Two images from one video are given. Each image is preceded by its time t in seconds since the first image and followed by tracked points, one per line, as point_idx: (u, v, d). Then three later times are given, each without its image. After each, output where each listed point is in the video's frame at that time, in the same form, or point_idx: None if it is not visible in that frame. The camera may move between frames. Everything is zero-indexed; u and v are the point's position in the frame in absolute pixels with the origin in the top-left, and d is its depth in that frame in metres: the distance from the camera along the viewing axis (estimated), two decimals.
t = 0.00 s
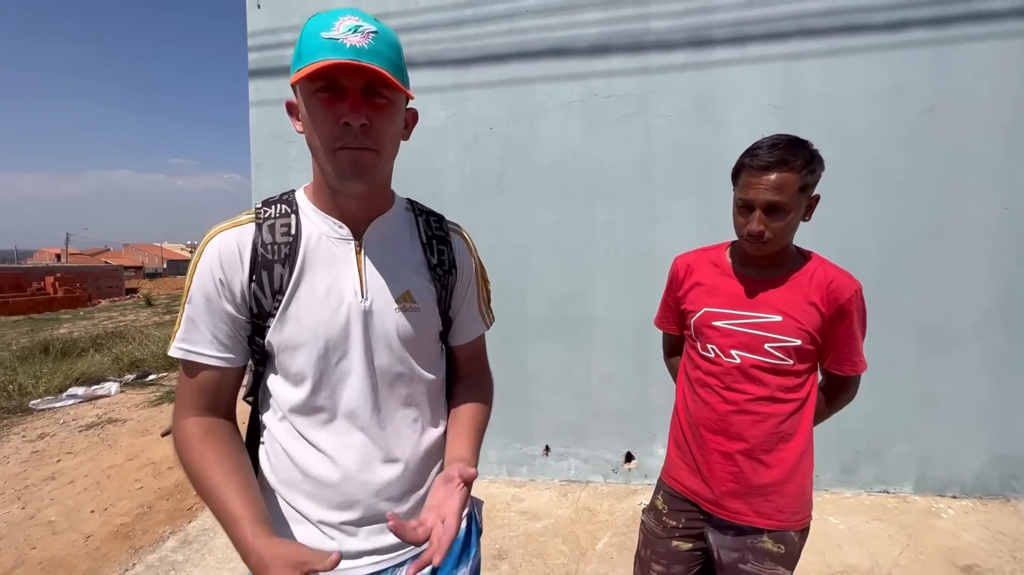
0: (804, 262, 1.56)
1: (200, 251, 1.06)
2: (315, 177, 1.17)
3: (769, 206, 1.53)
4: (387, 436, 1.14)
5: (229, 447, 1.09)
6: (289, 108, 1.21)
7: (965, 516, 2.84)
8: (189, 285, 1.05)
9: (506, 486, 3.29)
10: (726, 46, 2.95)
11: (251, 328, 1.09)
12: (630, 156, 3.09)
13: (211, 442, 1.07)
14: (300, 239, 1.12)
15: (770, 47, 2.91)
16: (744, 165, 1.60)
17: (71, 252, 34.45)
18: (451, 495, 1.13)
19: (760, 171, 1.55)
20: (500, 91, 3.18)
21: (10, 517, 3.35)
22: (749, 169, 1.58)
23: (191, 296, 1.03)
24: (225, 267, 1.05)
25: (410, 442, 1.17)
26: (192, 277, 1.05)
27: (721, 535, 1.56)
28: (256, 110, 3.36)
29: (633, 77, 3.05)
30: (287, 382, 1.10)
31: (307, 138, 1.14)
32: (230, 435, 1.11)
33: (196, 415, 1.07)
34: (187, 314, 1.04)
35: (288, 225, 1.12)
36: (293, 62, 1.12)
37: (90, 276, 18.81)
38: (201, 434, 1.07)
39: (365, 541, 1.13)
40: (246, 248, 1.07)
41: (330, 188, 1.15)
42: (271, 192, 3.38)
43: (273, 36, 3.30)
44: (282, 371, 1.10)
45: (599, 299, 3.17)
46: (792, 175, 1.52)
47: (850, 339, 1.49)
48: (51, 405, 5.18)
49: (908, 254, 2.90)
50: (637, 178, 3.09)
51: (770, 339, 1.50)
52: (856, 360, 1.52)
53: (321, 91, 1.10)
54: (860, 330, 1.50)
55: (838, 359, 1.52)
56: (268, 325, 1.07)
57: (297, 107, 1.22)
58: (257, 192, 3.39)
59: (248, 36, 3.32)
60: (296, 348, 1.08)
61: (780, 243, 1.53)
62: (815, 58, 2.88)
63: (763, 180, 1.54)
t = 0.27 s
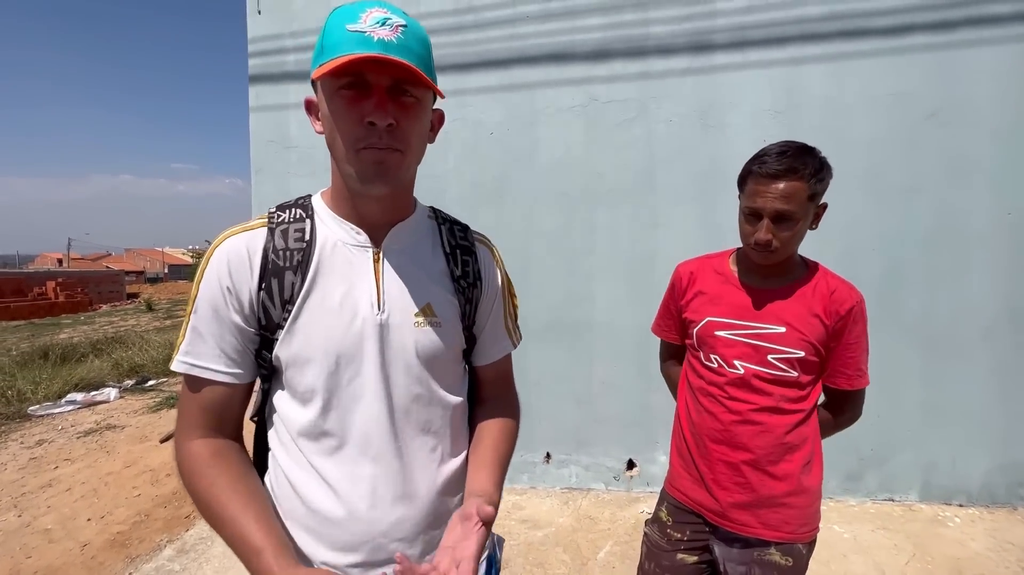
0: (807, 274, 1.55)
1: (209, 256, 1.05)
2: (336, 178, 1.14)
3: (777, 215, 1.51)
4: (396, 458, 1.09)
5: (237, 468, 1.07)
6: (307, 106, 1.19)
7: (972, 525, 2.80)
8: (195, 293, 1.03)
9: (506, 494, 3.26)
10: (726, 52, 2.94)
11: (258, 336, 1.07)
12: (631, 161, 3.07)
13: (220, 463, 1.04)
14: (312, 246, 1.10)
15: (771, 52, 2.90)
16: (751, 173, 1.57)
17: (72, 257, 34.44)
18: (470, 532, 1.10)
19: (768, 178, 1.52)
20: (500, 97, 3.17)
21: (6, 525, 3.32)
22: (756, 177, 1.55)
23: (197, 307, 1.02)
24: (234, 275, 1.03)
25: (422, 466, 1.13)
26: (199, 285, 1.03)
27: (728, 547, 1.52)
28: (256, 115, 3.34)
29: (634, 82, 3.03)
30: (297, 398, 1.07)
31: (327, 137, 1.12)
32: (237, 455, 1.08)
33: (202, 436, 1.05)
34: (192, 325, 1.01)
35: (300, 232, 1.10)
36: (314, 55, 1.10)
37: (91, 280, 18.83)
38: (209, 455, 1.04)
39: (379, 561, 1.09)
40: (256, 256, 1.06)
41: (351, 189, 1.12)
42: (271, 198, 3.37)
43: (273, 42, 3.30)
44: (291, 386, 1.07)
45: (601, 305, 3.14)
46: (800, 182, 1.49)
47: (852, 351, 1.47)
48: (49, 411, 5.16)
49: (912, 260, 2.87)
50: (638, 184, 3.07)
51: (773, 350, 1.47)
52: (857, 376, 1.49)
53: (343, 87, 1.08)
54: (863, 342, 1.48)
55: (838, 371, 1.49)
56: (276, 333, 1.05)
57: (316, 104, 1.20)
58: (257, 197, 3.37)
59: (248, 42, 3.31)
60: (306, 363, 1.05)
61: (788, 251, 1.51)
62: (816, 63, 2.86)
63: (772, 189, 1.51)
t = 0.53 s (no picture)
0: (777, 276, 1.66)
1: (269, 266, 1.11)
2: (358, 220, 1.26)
3: (734, 213, 1.65)
4: (415, 436, 1.20)
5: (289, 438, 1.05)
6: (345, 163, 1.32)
7: (945, 523, 2.92)
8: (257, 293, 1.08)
9: (497, 504, 3.31)
10: (701, 75, 3.10)
11: (306, 336, 1.12)
12: (613, 179, 3.20)
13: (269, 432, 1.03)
14: (353, 261, 1.18)
15: (743, 76, 3.06)
16: (708, 185, 1.72)
17: (48, 278, 33.77)
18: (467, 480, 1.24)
19: (721, 185, 1.67)
20: (487, 117, 3.29)
21: None
22: (712, 187, 1.70)
23: (260, 305, 1.06)
24: (293, 281, 1.10)
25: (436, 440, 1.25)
26: (260, 288, 1.08)
27: (707, 539, 1.61)
28: (249, 136, 3.42)
29: (615, 104, 3.17)
30: (328, 381, 1.13)
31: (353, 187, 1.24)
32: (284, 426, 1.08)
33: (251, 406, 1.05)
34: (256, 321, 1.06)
35: (343, 251, 1.18)
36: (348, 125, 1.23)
37: (69, 301, 18.49)
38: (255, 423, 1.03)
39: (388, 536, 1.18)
40: (309, 269, 1.13)
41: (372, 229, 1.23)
42: (263, 215, 3.43)
43: (266, 65, 3.39)
44: (322, 369, 1.14)
45: (587, 316, 3.24)
46: (749, 182, 1.64)
47: (821, 349, 1.58)
48: (31, 432, 5.08)
49: (880, 270, 3.02)
50: (620, 200, 3.20)
51: (748, 348, 1.57)
52: (827, 374, 1.60)
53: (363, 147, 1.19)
54: (831, 342, 1.59)
55: (808, 370, 1.60)
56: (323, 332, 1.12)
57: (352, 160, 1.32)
58: (249, 215, 3.43)
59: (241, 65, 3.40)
60: (341, 349, 1.12)
61: (755, 250, 1.63)
62: (785, 86, 3.04)
63: (727, 191, 1.65)
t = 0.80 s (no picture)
0: (777, 276, 1.67)
1: (257, 276, 1.07)
2: (367, 222, 1.21)
3: (732, 213, 1.66)
4: (423, 443, 1.22)
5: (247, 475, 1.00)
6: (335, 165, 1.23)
7: (947, 523, 2.92)
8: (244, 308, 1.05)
9: (499, 503, 3.31)
10: (703, 75, 3.10)
11: (302, 348, 1.10)
12: (615, 179, 3.20)
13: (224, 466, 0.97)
14: (348, 268, 1.16)
15: (745, 76, 3.07)
16: (707, 186, 1.74)
17: (51, 277, 33.86)
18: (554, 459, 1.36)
19: (720, 185, 1.68)
20: (489, 118, 3.30)
21: None
22: (711, 188, 1.72)
23: (252, 318, 1.03)
24: (286, 292, 1.07)
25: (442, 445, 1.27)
26: (247, 301, 1.05)
27: (708, 538, 1.61)
28: (252, 136, 3.43)
29: (616, 104, 3.18)
30: (335, 392, 1.12)
31: (360, 190, 1.19)
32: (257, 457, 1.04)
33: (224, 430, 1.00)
34: (249, 335, 1.02)
35: (337, 257, 1.16)
36: (349, 123, 1.16)
37: (73, 300, 18.53)
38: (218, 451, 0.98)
39: (402, 545, 1.18)
40: (302, 277, 1.11)
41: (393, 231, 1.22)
42: (266, 215, 3.44)
43: (268, 66, 3.40)
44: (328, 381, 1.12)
45: (588, 316, 3.24)
46: (747, 182, 1.65)
47: (821, 349, 1.59)
48: (35, 431, 5.10)
49: (882, 270, 3.02)
50: (622, 200, 3.20)
51: (749, 348, 1.58)
52: (827, 373, 1.60)
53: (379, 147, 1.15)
54: (831, 342, 1.60)
55: (808, 369, 1.61)
56: (322, 344, 1.10)
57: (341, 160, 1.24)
58: (252, 215, 3.45)
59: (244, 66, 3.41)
60: (347, 361, 1.11)
61: (754, 250, 1.63)
62: (787, 86, 3.04)
63: (725, 192, 1.66)
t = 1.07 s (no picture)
0: (778, 277, 1.67)
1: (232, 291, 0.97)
2: (368, 215, 1.13)
3: (734, 213, 1.66)
4: (423, 470, 1.18)
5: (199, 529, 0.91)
6: (324, 150, 1.13)
7: (950, 524, 2.91)
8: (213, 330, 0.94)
9: (501, 503, 3.32)
10: (705, 75, 3.10)
11: (288, 370, 1.02)
12: (617, 179, 3.20)
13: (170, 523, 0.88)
14: (337, 280, 1.08)
15: (747, 76, 3.06)
16: (710, 184, 1.74)
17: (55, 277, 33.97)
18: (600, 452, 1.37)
19: (723, 184, 1.69)
20: (491, 118, 3.30)
21: None
22: (714, 186, 1.72)
23: (228, 343, 0.93)
24: (268, 311, 0.98)
25: (444, 470, 1.24)
26: (216, 324, 0.95)
27: (711, 540, 1.61)
28: (255, 136, 3.44)
29: (618, 104, 3.17)
30: (330, 427, 1.06)
31: (361, 179, 1.10)
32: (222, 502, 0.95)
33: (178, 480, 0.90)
34: (226, 362, 0.93)
35: (323, 267, 1.07)
36: (350, 101, 1.08)
37: (76, 300, 18.59)
38: (166, 503, 0.88)
39: None
40: (285, 291, 1.01)
41: (398, 223, 1.15)
42: (269, 215, 3.45)
43: (271, 66, 3.41)
44: (322, 414, 1.06)
45: (590, 316, 3.24)
46: (749, 181, 1.65)
47: (823, 350, 1.58)
48: (39, 430, 5.13)
49: (885, 270, 3.01)
50: (624, 200, 3.20)
51: (751, 349, 1.57)
52: (829, 374, 1.60)
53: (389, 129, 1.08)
54: (833, 342, 1.60)
55: (810, 370, 1.60)
56: (313, 366, 1.03)
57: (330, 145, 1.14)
58: (255, 215, 3.46)
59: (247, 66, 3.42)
60: (343, 391, 1.05)
61: (755, 250, 1.63)
62: (789, 86, 3.03)
63: (727, 190, 1.66)
